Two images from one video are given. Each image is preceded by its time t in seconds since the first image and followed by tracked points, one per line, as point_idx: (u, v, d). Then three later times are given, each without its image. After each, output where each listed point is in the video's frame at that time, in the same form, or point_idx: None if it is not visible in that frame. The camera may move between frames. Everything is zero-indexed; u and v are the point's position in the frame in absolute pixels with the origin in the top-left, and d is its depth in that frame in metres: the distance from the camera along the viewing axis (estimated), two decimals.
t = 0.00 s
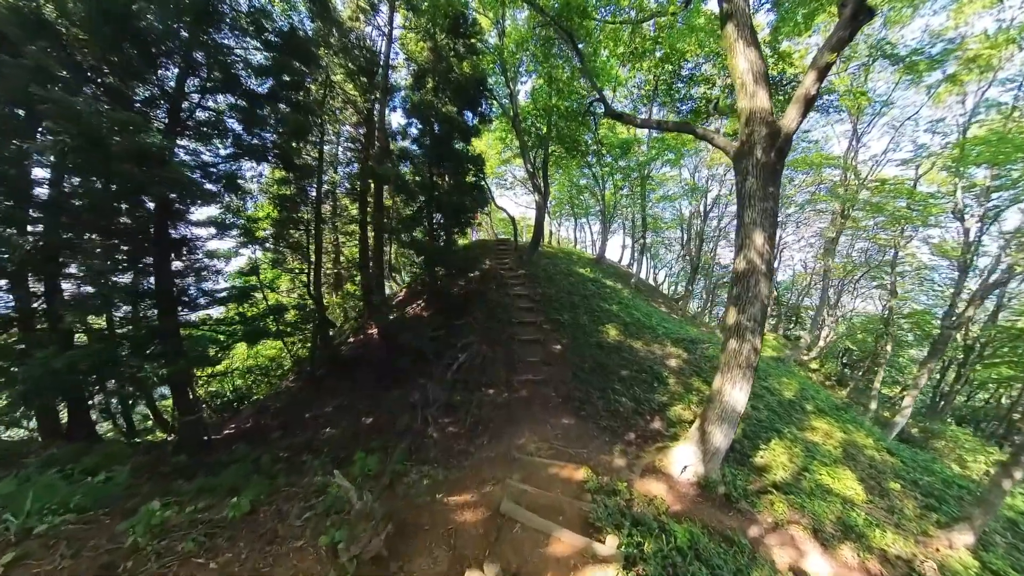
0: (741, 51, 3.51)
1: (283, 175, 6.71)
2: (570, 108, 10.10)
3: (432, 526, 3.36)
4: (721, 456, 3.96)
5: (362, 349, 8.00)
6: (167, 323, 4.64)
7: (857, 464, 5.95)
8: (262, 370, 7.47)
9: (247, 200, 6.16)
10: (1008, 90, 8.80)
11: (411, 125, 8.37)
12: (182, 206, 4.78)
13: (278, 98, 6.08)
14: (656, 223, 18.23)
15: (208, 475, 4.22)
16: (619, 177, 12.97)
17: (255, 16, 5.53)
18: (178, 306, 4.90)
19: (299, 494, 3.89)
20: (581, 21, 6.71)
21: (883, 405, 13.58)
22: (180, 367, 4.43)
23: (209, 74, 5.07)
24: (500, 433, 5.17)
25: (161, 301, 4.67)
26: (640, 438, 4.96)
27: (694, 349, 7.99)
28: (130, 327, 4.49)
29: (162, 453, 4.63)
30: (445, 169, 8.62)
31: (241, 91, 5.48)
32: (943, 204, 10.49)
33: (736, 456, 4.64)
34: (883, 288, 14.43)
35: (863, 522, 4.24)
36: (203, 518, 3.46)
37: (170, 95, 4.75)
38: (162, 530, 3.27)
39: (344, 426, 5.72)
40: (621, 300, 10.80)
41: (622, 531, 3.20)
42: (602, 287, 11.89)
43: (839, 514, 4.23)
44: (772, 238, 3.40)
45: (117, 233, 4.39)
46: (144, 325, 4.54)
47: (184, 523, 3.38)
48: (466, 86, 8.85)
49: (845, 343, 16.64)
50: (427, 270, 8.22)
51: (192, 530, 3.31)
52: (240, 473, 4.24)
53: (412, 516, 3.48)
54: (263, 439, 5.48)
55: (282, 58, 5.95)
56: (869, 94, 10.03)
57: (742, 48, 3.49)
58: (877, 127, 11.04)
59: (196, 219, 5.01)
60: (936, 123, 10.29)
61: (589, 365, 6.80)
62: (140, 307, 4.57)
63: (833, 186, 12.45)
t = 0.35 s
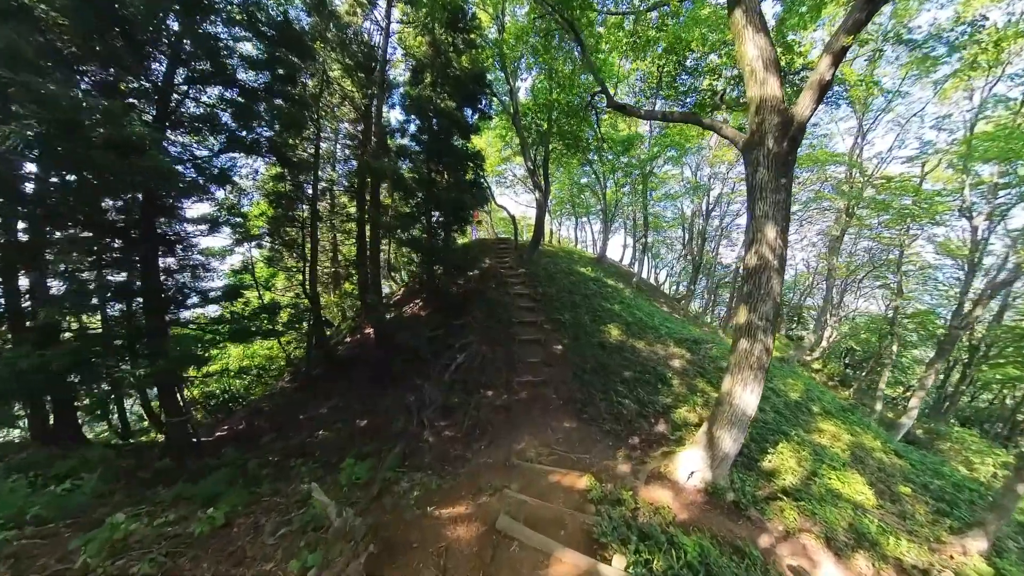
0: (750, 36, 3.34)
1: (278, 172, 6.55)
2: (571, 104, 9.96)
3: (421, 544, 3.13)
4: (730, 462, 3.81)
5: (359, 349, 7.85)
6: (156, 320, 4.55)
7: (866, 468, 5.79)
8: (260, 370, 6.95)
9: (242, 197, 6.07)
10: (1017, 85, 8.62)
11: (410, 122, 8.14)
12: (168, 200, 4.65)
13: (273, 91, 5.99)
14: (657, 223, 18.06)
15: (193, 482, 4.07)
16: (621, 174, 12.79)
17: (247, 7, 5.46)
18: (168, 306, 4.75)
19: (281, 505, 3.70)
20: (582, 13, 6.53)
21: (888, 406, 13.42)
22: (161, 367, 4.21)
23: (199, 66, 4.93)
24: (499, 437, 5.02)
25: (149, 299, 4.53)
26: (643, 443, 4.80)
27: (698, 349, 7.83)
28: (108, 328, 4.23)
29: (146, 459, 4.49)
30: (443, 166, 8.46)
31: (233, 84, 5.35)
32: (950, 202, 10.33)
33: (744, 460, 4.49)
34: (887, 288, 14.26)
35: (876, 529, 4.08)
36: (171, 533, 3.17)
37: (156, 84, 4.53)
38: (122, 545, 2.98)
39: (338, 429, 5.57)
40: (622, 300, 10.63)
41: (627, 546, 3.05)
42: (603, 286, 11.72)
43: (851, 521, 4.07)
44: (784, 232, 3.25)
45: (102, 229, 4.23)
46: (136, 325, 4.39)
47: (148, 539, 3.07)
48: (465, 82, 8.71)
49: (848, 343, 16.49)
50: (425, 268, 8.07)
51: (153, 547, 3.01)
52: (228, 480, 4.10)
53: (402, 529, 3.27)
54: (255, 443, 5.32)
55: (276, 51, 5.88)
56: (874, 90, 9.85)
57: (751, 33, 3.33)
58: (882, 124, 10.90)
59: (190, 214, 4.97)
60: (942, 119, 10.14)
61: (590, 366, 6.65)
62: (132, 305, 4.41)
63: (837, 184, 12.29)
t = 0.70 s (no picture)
0: (760, 24, 3.19)
1: (273, 171, 6.39)
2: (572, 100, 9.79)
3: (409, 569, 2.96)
4: (739, 470, 3.71)
5: (356, 351, 7.72)
6: (140, 322, 4.37)
7: (875, 473, 5.63)
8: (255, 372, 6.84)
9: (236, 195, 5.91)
10: None
11: (408, 120, 7.95)
12: (154, 198, 4.45)
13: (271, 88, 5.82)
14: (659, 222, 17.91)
15: (175, 494, 3.91)
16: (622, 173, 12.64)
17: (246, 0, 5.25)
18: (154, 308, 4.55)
19: (260, 524, 3.51)
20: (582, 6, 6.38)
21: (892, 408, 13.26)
22: (139, 370, 4.01)
23: (189, 60, 4.78)
24: (498, 444, 4.86)
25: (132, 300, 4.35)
26: (647, 450, 4.66)
27: (701, 350, 7.67)
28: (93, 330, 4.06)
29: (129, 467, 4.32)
30: (442, 164, 8.31)
31: (225, 78, 5.20)
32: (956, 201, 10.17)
33: (751, 467, 4.34)
34: (891, 288, 14.09)
35: (888, 539, 3.93)
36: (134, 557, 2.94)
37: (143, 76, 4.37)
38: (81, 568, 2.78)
39: (333, 433, 5.42)
40: (624, 300, 10.46)
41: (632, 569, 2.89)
42: (604, 286, 11.56)
43: (862, 531, 3.92)
44: (798, 228, 3.11)
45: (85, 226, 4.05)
46: (119, 327, 4.18)
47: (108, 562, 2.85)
48: (464, 78, 8.54)
49: (851, 343, 16.32)
50: (423, 268, 7.92)
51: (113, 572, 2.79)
52: (213, 491, 3.94)
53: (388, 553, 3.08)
54: (245, 449, 5.16)
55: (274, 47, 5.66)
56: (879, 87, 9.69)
57: (761, 21, 3.18)
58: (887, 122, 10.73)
59: (186, 212, 4.81)
60: (949, 116, 9.97)
61: (592, 368, 6.50)
62: (116, 305, 4.24)
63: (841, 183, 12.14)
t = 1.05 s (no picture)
0: (775, 9, 3.04)
1: (270, 167, 6.27)
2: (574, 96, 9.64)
3: None
4: (753, 477, 3.59)
5: (354, 352, 7.57)
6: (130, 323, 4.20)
7: (886, 478, 5.47)
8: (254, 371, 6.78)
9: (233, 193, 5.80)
10: None
11: (407, 118, 7.79)
12: (138, 193, 4.24)
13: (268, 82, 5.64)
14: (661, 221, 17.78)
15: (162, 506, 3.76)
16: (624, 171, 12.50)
17: None
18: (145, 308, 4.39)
19: (242, 545, 3.38)
20: None
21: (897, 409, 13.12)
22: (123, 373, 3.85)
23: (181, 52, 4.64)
24: (500, 450, 4.71)
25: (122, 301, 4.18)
26: (656, 456, 4.51)
27: (707, 351, 7.52)
28: (80, 331, 3.85)
29: (118, 474, 4.18)
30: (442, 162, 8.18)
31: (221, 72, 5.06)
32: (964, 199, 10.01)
33: (763, 473, 4.21)
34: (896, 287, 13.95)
35: (906, 547, 3.77)
36: None
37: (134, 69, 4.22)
38: None
39: (330, 438, 5.27)
40: (627, 300, 10.31)
41: None
42: (606, 285, 11.42)
43: (879, 539, 3.77)
44: (819, 224, 2.97)
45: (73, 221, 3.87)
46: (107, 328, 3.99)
47: None
48: (465, 73, 8.32)
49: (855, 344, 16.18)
50: (423, 267, 7.78)
51: None
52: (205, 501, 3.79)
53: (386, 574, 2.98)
54: (240, 454, 5.01)
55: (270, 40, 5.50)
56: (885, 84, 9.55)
57: (777, 7, 3.03)
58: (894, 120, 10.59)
59: (183, 209, 4.74)
60: (957, 113, 9.82)
61: (596, 370, 6.35)
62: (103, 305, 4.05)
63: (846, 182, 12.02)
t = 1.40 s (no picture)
0: None
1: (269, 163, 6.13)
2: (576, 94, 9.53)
3: None
4: (767, 485, 3.50)
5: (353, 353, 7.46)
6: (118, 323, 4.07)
7: (897, 482, 5.34)
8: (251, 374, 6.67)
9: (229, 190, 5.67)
10: None
11: (407, 116, 7.70)
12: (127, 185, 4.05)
13: (263, 76, 5.51)
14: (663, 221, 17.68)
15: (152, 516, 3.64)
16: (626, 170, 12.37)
17: None
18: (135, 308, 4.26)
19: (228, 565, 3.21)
20: None
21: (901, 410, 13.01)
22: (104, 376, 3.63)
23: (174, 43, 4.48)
24: (504, 456, 4.59)
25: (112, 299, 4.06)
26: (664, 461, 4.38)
27: (712, 352, 7.40)
28: (64, 331, 3.81)
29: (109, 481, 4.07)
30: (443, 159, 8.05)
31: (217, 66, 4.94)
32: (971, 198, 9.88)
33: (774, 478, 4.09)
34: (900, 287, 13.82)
35: (922, 555, 3.65)
36: None
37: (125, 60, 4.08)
38: None
39: (328, 442, 5.16)
40: (630, 300, 10.18)
41: None
42: (608, 285, 11.30)
43: (894, 546, 3.64)
44: (838, 221, 2.86)
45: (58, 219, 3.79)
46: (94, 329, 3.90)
47: None
48: (465, 68, 8.07)
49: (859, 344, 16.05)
50: (424, 267, 7.67)
51: None
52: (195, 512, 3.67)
53: None
54: (235, 460, 4.89)
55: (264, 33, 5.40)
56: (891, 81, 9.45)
57: None
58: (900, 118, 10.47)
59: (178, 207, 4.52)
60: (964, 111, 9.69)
61: (600, 371, 6.23)
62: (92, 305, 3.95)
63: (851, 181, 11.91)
